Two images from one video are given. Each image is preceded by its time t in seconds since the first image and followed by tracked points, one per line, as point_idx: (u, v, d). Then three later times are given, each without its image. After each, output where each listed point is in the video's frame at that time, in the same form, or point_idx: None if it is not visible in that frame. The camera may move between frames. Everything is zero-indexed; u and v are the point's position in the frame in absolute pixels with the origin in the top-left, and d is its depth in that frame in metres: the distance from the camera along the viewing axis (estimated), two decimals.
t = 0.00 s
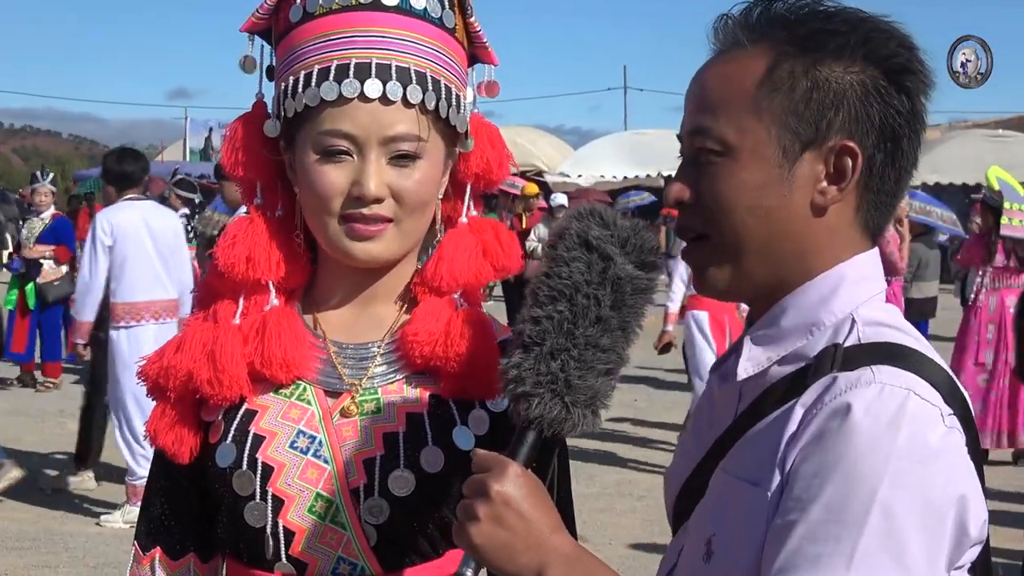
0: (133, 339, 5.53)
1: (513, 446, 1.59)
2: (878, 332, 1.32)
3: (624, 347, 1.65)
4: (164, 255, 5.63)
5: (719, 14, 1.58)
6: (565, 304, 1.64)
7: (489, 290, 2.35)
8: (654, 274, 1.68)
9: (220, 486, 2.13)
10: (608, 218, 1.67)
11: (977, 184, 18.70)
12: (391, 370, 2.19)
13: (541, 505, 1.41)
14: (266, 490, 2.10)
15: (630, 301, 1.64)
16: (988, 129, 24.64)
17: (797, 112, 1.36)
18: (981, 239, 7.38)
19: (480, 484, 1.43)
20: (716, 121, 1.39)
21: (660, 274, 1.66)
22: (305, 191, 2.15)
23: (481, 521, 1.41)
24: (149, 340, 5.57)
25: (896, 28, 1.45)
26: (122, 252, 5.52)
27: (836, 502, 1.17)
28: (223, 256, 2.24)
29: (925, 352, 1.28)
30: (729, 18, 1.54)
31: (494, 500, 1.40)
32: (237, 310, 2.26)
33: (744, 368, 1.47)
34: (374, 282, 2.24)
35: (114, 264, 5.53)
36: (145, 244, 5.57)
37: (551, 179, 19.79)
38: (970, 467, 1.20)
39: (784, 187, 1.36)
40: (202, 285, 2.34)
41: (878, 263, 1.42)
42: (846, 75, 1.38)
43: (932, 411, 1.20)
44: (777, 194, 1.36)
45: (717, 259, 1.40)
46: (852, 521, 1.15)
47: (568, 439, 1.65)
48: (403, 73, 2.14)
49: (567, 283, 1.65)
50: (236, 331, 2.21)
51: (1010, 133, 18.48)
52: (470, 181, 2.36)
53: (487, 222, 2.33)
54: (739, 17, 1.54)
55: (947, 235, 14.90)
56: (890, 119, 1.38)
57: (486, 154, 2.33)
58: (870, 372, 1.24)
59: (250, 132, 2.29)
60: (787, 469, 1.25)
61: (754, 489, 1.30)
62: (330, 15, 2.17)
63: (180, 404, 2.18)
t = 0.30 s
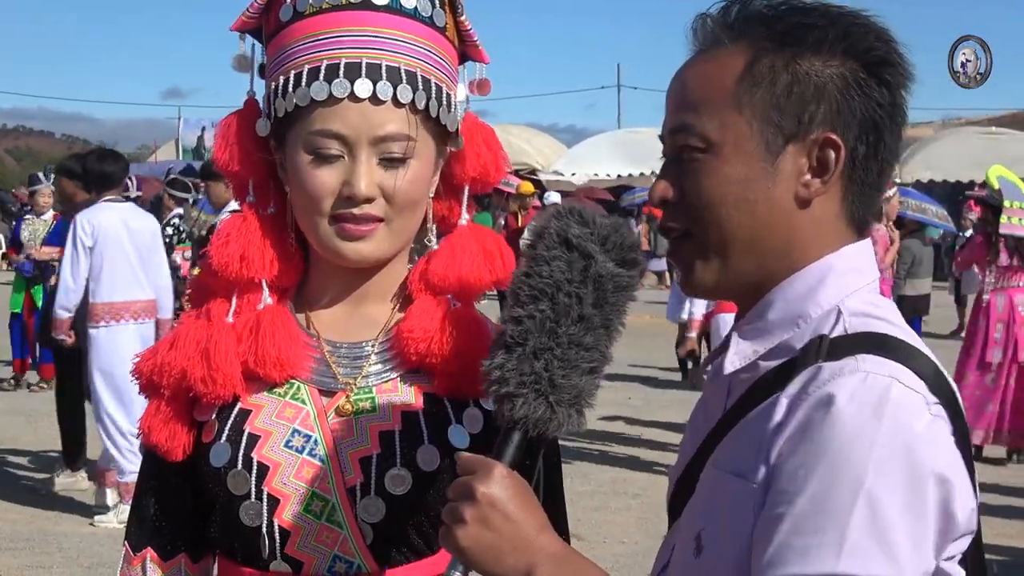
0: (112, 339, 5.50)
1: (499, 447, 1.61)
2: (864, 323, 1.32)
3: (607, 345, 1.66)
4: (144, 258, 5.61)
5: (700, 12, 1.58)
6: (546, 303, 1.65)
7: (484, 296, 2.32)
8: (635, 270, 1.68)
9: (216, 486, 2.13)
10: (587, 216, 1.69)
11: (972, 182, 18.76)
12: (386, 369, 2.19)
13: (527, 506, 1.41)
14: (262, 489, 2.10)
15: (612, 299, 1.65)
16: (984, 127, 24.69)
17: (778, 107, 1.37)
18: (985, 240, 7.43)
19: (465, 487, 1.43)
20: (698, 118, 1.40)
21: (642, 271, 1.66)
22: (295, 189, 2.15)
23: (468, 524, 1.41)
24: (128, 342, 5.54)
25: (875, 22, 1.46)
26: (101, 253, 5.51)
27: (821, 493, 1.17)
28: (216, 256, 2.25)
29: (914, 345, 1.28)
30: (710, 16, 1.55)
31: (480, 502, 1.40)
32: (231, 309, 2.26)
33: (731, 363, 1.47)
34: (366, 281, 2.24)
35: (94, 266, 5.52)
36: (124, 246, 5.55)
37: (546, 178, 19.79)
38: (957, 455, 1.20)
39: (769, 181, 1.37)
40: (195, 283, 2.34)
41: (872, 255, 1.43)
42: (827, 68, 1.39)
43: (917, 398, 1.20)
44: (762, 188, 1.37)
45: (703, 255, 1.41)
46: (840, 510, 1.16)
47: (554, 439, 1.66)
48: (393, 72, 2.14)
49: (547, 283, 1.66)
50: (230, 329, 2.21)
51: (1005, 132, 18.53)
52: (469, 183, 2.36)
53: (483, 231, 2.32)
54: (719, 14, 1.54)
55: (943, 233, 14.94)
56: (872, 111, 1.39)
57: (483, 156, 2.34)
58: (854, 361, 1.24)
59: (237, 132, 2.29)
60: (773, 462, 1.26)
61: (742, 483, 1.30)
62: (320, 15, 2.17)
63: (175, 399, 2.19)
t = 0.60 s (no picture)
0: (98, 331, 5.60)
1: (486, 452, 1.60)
2: (847, 313, 1.33)
3: (590, 345, 1.70)
4: (129, 254, 5.70)
5: (682, 13, 1.59)
6: (529, 304, 1.68)
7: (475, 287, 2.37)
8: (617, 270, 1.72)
9: (219, 487, 2.10)
10: (567, 217, 1.72)
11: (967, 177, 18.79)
12: (387, 365, 2.20)
13: (515, 507, 1.42)
14: (269, 489, 2.10)
15: (594, 297, 1.69)
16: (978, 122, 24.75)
17: (760, 102, 1.38)
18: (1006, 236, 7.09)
19: (451, 488, 1.44)
20: (683, 117, 1.40)
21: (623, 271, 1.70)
22: (289, 188, 2.15)
23: (453, 525, 1.42)
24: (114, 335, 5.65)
25: (855, 15, 1.47)
26: (90, 249, 5.55)
27: (791, 484, 1.18)
28: (211, 254, 2.23)
29: (897, 335, 1.28)
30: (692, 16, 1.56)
31: (464, 503, 1.41)
32: (226, 307, 2.26)
33: (720, 357, 1.48)
34: (360, 279, 2.25)
35: (82, 260, 5.56)
36: (113, 242, 5.61)
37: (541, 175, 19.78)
38: (933, 441, 1.21)
39: (754, 176, 1.37)
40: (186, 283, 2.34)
41: (871, 245, 1.44)
42: (807, 62, 1.40)
43: (889, 386, 1.20)
44: (747, 183, 1.37)
45: (690, 252, 1.41)
46: (810, 501, 1.17)
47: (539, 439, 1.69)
48: (388, 70, 2.15)
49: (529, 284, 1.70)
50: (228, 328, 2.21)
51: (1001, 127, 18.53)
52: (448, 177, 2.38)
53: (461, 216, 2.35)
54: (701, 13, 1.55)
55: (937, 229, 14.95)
56: (854, 103, 1.40)
57: (456, 149, 2.35)
58: (825, 351, 1.25)
59: (225, 130, 2.29)
60: (748, 454, 1.27)
61: (721, 476, 1.32)
62: (312, 13, 2.17)
63: (174, 399, 2.15)
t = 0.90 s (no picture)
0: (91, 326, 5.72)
1: (489, 448, 1.61)
2: (849, 306, 1.33)
3: (591, 342, 1.69)
4: (117, 248, 5.76)
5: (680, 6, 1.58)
6: (529, 302, 1.68)
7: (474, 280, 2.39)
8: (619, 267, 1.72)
9: (219, 485, 2.10)
10: (568, 214, 1.72)
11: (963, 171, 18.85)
12: (386, 360, 2.20)
13: (519, 504, 1.42)
14: (271, 485, 2.09)
15: (595, 295, 1.68)
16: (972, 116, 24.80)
17: (764, 95, 1.37)
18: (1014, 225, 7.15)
19: (453, 487, 1.44)
20: (686, 110, 1.40)
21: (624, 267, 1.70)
22: (292, 183, 2.14)
23: (456, 523, 1.42)
24: (105, 328, 5.76)
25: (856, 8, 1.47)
26: (77, 242, 5.61)
27: (793, 478, 1.18)
28: (204, 256, 2.18)
29: (899, 328, 1.29)
30: (691, 9, 1.54)
31: (468, 500, 1.41)
32: (219, 308, 2.23)
33: (721, 350, 1.48)
34: (360, 275, 2.25)
35: (70, 254, 5.63)
36: (99, 236, 5.67)
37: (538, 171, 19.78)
38: (933, 433, 1.21)
39: (758, 170, 1.37)
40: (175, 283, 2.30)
41: (872, 238, 1.44)
42: (811, 56, 1.40)
43: (890, 378, 1.20)
44: (751, 176, 1.37)
45: (693, 246, 1.41)
46: (811, 496, 1.17)
47: (540, 435, 1.69)
48: (395, 68, 2.16)
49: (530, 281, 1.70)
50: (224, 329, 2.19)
51: (996, 121, 18.59)
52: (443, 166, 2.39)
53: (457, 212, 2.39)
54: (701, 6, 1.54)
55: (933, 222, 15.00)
56: (857, 98, 1.40)
57: (465, 141, 2.36)
58: (825, 344, 1.25)
59: (230, 126, 2.25)
60: (749, 447, 1.27)
61: (723, 470, 1.32)
62: (316, 9, 2.16)
63: (173, 406, 2.12)
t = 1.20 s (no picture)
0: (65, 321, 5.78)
1: (482, 445, 1.60)
2: (843, 300, 1.33)
3: (582, 335, 1.70)
4: (92, 246, 5.79)
5: None
6: (520, 297, 1.68)
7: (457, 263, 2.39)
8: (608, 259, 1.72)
9: (213, 482, 2.10)
10: (556, 208, 1.72)
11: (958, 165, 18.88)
12: (380, 356, 2.20)
13: (512, 499, 1.42)
14: (266, 481, 2.09)
15: (585, 288, 1.69)
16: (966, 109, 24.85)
17: (760, 89, 1.37)
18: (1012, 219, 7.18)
19: (447, 484, 1.44)
20: (681, 104, 1.40)
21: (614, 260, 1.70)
22: (289, 180, 2.13)
23: (451, 521, 1.41)
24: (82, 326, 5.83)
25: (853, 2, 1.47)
26: (49, 241, 5.70)
27: (788, 472, 1.18)
28: (194, 256, 2.17)
29: (893, 322, 1.29)
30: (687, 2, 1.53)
31: (462, 498, 1.41)
32: (209, 308, 2.22)
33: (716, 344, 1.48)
34: (355, 273, 2.25)
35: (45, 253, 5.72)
36: (73, 234, 5.72)
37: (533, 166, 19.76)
38: (928, 428, 1.21)
39: (752, 165, 1.37)
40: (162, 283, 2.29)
41: (865, 231, 1.44)
42: (808, 50, 1.40)
43: (884, 373, 1.20)
44: (745, 170, 1.37)
45: (686, 241, 1.41)
46: (806, 492, 1.17)
47: (532, 430, 1.69)
48: (394, 65, 2.16)
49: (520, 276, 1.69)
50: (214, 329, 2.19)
51: (991, 114, 18.63)
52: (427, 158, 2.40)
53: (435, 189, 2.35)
54: None
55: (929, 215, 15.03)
56: (853, 92, 1.40)
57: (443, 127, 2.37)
58: (820, 339, 1.25)
59: (219, 121, 2.25)
60: (744, 441, 1.27)
61: (718, 465, 1.32)
62: (312, 6, 2.16)
63: (164, 406, 2.13)
